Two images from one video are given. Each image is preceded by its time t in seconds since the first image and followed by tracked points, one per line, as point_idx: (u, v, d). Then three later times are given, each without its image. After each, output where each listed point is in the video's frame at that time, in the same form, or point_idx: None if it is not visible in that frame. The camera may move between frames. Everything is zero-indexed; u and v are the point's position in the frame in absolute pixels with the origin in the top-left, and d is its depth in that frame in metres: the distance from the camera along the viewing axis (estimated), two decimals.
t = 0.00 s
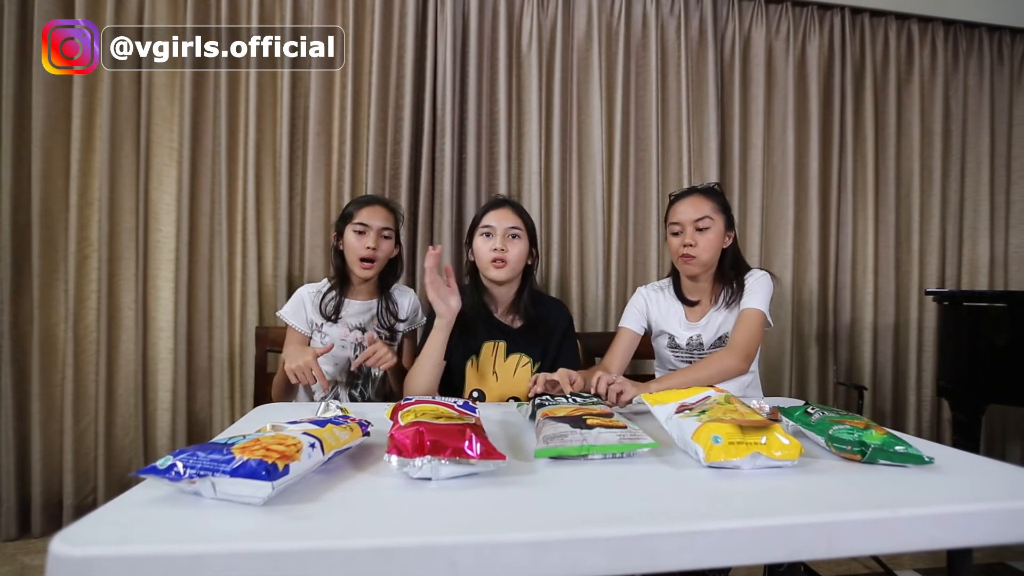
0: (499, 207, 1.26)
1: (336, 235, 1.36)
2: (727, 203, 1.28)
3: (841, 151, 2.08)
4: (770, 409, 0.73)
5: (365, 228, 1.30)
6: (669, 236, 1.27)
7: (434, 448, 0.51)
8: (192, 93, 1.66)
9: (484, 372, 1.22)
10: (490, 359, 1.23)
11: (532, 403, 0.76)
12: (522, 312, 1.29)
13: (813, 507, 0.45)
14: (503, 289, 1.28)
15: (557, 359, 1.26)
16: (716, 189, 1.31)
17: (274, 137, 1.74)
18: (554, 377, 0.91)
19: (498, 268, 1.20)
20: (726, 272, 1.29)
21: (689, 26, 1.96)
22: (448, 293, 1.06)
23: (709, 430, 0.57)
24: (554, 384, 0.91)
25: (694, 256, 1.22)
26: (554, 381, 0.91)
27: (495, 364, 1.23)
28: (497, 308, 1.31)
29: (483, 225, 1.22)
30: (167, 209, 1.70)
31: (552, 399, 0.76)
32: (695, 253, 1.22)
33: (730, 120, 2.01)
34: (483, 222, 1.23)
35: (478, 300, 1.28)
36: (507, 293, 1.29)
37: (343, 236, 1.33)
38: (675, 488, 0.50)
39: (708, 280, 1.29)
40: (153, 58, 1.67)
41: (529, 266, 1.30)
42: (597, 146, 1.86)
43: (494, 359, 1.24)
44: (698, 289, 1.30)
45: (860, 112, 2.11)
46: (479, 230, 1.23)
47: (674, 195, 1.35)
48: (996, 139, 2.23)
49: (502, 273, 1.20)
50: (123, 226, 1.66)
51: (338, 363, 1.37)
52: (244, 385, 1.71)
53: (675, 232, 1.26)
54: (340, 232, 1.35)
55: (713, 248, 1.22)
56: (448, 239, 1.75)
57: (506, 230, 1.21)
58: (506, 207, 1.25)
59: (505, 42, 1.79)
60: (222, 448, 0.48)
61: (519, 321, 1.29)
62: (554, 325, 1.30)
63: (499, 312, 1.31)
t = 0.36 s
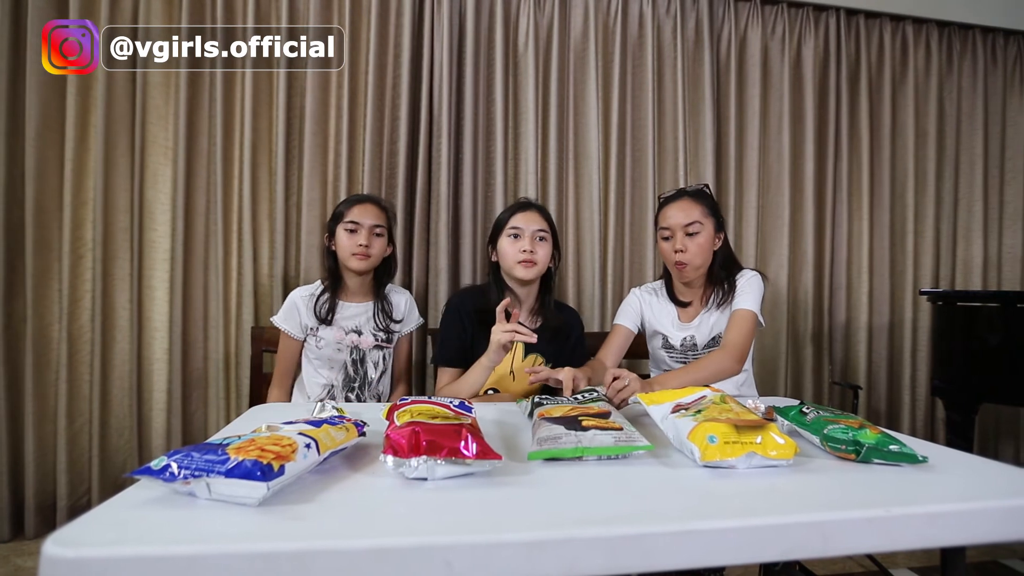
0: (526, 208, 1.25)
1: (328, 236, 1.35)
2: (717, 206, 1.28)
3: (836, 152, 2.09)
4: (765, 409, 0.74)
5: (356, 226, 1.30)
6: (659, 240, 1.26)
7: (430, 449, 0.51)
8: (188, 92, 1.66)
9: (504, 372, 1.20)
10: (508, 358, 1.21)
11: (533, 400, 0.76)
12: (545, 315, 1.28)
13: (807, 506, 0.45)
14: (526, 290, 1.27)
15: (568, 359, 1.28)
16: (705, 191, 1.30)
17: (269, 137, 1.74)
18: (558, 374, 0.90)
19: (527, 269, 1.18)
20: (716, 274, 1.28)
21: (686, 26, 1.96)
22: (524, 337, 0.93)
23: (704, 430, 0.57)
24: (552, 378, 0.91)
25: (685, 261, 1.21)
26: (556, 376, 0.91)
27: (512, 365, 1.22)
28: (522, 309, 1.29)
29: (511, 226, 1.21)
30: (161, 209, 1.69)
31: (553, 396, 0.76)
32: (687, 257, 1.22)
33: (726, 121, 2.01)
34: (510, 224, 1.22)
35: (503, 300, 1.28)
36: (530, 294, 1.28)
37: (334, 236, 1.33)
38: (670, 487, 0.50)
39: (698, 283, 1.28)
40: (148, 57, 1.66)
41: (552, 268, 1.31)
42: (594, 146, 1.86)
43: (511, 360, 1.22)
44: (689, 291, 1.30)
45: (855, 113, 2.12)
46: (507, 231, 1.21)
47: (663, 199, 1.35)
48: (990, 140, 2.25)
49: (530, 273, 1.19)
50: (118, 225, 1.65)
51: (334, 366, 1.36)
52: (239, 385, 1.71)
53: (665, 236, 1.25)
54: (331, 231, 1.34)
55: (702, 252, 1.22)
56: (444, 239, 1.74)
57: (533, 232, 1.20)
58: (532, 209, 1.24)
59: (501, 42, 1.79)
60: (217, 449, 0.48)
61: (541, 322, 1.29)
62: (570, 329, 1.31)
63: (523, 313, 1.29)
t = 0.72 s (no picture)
0: (515, 214, 1.23)
1: (319, 237, 1.35)
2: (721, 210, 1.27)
3: (831, 152, 2.09)
4: (760, 408, 0.74)
5: (347, 229, 1.29)
6: (661, 241, 1.27)
7: (426, 449, 0.51)
8: (182, 91, 1.65)
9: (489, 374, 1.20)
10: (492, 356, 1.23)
11: (536, 387, 0.77)
12: (529, 313, 1.29)
13: (802, 505, 0.45)
14: (512, 294, 1.28)
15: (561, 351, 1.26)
16: (711, 193, 1.30)
17: (265, 137, 1.73)
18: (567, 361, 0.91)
19: (511, 277, 1.19)
20: (716, 275, 1.29)
21: (682, 27, 1.97)
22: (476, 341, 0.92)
23: (700, 430, 0.57)
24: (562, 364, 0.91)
25: (686, 263, 1.22)
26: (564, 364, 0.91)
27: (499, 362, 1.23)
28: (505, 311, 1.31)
29: (498, 233, 1.20)
30: (156, 208, 1.69)
31: (556, 384, 0.77)
32: (690, 260, 1.22)
33: (722, 121, 2.02)
34: (498, 231, 1.20)
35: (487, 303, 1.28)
36: (516, 297, 1.29)
37: (326, 238, 1.33)
38: (666, 487, 0.50)
39: (698, 284, 1.29)
40: (144, 57, 1.65)
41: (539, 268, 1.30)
42: (590, 147, 1.86)
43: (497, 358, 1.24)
44: (689, 292, 1.31)
45: (850, 114, 2.13)
46: (494, 237, 1.21)
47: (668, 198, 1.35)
48: (983, 141, 2.26)
49: (514, 282, 1.20)
50: (112, 225, 1.64)
51: (329, 367, 1.36)
52: (234, 386, 1.70)
53: (669, 237, 1.26)
54: (322, 233, 1.34)
55: (705, 255, 1.23)
56: (441, 239, 1.74)
57: (521, 240, 1.19)
58: (521, 215, 1.23)
59: (498, 42, 1.79)
60: (212, 449, 0.48)
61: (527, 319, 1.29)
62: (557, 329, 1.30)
63: (506, 314, 1.31)
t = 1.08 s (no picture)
0: (499, 214, 1.23)
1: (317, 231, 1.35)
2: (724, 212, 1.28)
3: (828, 153, 2.10)
4: (759, 408, 0.74)
5: (345, 222, 1.29)
6: (663, 240, 1.28)
7: (426, 449, 0.51)
8: (179, 91, 1.64)
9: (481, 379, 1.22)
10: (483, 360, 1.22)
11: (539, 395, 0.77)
12: (518, 314, 1.28)
13: (802, 504, 0.46)
14: (499, 294, 1.27)
15: (552, 358, 1.26)
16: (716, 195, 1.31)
17: (262, 136, 1.73)
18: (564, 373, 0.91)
19: (498, 278, 1.19)
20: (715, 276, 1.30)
21: (679, 28, 1.97)
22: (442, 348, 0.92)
23: (699, 430, 0.58)
24: (561, 376, 0.90)
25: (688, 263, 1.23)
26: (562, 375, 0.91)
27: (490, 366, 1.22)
28: (492, 312, 1.30)
29: (483, 233, 1.20)
30: (153, 208, 1.68)
31: (559, 392, 0.76)
32: (692, 259, 1.23)
33: (720, 122, 2.02)
34: (483, 231, 1.20)
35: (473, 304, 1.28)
36: (503, 298, 1.28)
37: (323, 231, 1.33)
38: (666, 487, 0.50)
39: (697, 285, 1.30)
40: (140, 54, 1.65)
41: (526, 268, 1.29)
42: (588, 147, 1.87)
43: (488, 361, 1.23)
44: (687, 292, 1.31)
45: (847, 115, 2.14)
46: (480, 237, 1.20)
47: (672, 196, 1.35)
48: (979, 142, 2.28)
49: (501, 282, 1.20)
50: (109, 225, 1.63)
51: (324, 368, 1.35)
52: (232, 386, 1.70)
53: (671, 236, 1.26)
54: (320, 228, 1.34)
55: (706, 256, 1.23)
56: (438, 239, 1.74)
57: (506, 239, 1.19)
58: (506, 215, 1.23)
59: (496, 43, 1.79)
60: (211, 450, 0.48)
61: (517, 321, 1.29)
62: (548, 325, 1.30)
63: (495, 315, 1.31)
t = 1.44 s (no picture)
0: (491, 215, 1.23)
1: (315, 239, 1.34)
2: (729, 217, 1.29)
3: (825, 154, 2.11)
4: (758, 408, 0.74)
5: (344, 226, 1.29)
6: (673, 236, 1.25)
7: (427, 449, 0.51)
8: (175, 90, 1.63)
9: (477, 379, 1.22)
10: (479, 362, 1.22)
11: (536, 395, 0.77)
12: (514, 315, 1.28)
13: (801, 504, 0.46)
14: (494, 295, 1.28)
15: (548, 360, 1.25)
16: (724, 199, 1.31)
17: (259, 136, 1.72)
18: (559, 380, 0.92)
19: (493, 279, 1.19)
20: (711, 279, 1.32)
21: (677, 28, 1.97)
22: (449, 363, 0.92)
23: (700, 429, 0.58)
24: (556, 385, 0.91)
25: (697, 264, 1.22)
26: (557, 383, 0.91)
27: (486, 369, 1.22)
28: (487, 313, 1.30)
29: (476, 234, 1.19)
30: (149, 208, 1.67)
31: (557, 394, 0.76)
32: (699, 262, 1.23)
33: (717, 122, 2.03)
34: (476, 233, 1.20)
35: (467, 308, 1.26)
36: (498, 299, 1.29)
37: (323, 238, 1.32)
38: (665, 487, 0.50)
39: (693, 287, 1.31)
40: (135, 52, 1.63)
41: (520, 269, 1.29)
42: (586, 147, 1.87)
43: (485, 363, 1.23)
44: (683, 292, 1.32)
45: (843, 116, 2.15)
46: (473, 238, 1.20)
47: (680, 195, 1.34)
48: (973, 143, 2.29)
49: (496, 283, 1.19)
50: (104, 224, 1.62)
51: (325, 367, 1.35)
52: (229, 386, 1.69)
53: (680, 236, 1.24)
54: (319, 233, 1.33)
55: (712, 260, 1.24)
56: (436, 239, 1.74)
57: (500, 239, 1.18)
58: (498, 215, 1.22)
59: (494, 42, 1.79)
60: (211, 451, 0.48)
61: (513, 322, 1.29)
62: (544, 325, 1.30)
63: (490, 317, 1.30)
